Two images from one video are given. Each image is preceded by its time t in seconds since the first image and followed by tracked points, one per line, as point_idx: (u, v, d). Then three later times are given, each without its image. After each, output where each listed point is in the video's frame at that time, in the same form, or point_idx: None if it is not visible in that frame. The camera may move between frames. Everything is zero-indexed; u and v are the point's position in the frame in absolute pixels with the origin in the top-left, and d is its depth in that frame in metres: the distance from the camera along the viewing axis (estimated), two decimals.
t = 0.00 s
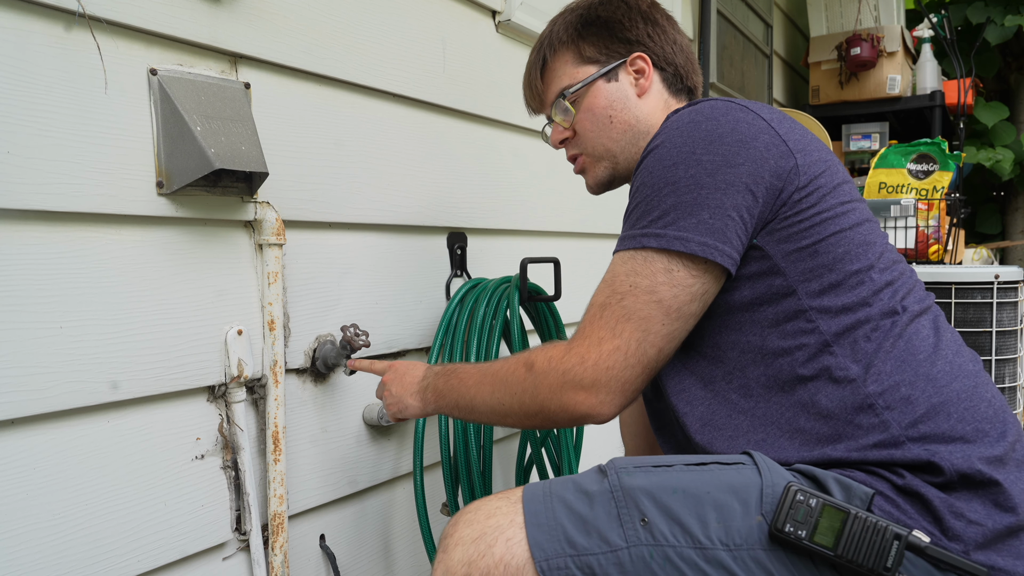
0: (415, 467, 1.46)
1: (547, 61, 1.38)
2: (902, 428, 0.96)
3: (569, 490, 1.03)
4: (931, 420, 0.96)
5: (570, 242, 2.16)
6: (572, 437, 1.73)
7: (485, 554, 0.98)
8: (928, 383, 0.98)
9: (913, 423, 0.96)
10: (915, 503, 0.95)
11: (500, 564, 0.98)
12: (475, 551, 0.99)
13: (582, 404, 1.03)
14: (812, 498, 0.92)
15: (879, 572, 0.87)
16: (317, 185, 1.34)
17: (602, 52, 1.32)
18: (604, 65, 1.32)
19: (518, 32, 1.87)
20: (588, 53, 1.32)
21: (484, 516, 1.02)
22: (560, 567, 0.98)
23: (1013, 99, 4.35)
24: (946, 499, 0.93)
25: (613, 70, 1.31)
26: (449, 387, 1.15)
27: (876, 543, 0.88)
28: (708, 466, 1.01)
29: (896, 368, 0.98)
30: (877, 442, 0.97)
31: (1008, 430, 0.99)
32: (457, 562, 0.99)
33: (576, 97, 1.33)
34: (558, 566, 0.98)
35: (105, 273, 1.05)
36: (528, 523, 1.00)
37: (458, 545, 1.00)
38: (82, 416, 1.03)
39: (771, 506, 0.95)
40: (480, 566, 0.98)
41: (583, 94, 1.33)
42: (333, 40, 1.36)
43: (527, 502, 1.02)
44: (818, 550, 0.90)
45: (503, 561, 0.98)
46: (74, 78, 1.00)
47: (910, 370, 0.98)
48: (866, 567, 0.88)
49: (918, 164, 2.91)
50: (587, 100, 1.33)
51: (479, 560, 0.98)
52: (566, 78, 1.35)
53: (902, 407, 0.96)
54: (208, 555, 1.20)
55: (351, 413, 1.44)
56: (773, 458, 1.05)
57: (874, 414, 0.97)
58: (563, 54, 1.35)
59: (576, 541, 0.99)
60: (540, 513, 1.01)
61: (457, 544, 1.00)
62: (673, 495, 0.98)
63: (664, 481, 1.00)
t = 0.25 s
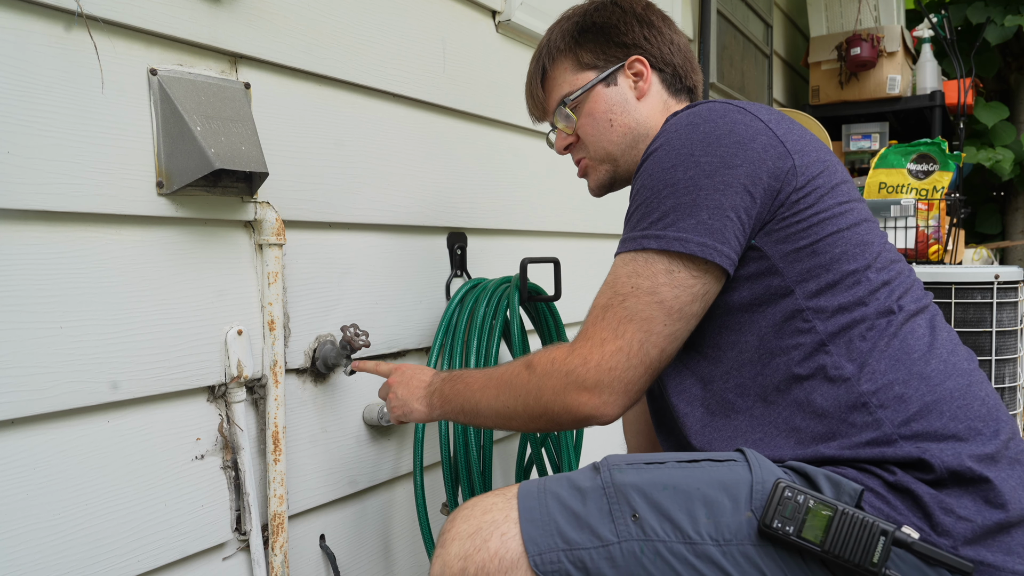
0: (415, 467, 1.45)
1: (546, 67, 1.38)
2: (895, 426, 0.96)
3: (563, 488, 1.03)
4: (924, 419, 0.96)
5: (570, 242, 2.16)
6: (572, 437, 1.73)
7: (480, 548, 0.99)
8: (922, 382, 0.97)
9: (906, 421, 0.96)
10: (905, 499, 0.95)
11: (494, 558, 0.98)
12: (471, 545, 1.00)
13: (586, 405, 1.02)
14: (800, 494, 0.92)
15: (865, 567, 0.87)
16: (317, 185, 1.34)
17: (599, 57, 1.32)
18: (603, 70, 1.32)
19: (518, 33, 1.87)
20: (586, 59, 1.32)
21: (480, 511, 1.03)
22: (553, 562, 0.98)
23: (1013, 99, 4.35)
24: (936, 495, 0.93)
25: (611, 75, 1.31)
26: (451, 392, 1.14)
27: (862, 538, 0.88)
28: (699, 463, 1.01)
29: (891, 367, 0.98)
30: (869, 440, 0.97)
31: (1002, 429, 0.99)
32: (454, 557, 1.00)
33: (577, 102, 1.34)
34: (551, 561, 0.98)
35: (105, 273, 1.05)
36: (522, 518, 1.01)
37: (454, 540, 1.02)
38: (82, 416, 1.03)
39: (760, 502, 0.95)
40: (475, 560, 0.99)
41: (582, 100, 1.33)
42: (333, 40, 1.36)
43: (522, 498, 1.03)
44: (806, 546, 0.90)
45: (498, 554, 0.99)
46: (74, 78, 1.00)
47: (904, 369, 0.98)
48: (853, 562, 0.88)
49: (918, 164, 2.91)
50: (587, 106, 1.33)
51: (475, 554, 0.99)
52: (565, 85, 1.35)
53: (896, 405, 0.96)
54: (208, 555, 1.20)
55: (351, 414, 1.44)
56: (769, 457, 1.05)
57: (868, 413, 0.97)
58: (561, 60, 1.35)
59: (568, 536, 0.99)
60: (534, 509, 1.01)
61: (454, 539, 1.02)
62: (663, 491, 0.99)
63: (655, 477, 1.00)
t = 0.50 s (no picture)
0: (415, 467, 1.45)
1: (562, 48, 1.34)
2: (897, 421, 0.96)
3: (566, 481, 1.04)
4: (927, 414, 0.96)
5: (570, 242, 2.16)
6: (571, 437, 1.74)
7: (485, 539, 1.00)
8: (925, 378, 0.98)
9: (908, 416, 0.96)
10: (904, 493, 0.95)
11: (499, 549, 0.99)
12: (476, 536, 1.00)
13: (595, 396, 1.02)
14: (800, 488, 0.92)
15: (865, 560, 0.88)
16: (317, 186, 1.34)
17: (622, 41, 1.30)
18: (622, 55, 1.30)
19: (518, 33, 1.87)
20: (608, 42, 1.31)
21: (485, 503, 1.04)
22: (558, 555, 0.98)
23: (1014, 99, 4.35)
24: (935, 489, 0.93)
25: (634, 59, 1.30)
26: (458, 384, 1.14)
27: (861, 532, 0.88)
28: (700, 457, 1.02)
29: (896, 362, 0.98)
30: (871, 433, 0.97)
31: (1004, 424, 0.99)
32: (459, 548, 1.01)
33: (596, 82, 1.30)
34: (555, 554, 0.98)
35: (105, 274, 1.04)
36: (525, 511, 1.01)
37: (460, 531, 1.02)
38: (82, 416, 1.03)
39: (760, 495, 0.96)
40: (481, 550, 0.99)
41: (603, 80, 1.30)
42: (333, 40, 1.36)
43: (526, 491, 1.03)
44: (806, 539, 0.91)
45: (503, 545, 0.99)
46: (74, 79, 1.00)
47: (908, 364, 0.98)
48: (853, 555, 0.88)
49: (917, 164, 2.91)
50: (607, 87, 1.30)
51: (480, 545, 1.00)
52: (583, 65, 1.32)
53: (899, 401, 0.97)
54: (208, 555, 1.20)
55: (351, 414, 1.44)
56: (772, 449, 1.06)
57: (871, 408, 0.97)
58: (581, 42, 1.32)
59: (572, 530, 0.99)
60: (537, 502, 1.01)
61: (460, 531, 1.02)
62: (666, 485, 0.99)
63: (657, 472, 1.01)
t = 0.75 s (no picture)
0: (415, 466, 1.45)
1: (581, 40, 1.28)
2: (935, 440, 0.93)
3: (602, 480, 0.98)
4: (965, 436, 0.93)
5: (570, 242, 2.16)
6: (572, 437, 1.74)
7: (518, 534, 0.95)
8: (965, 399, 0.94)
9: (946, 437, 0.93)
10: (940, 516, 0.92)
11: (533, 545, 0.94)
12: (508, 530, 0.96)
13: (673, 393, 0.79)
14: (839, 506, 0.88)
15: None
16: (317, 186, 1.34)
17: (640, 32, 1.24)
18: (642, 47, 1.23)
19: (518, 33, 1.87)
20: (626, 33, 1.24)
21: (519, 495, 0.99)
22: (593, 556, 0.93)
23: (1014, 99, 4.35)
24: (972, 515, 0.91)
25: (652, 51, 1.23)
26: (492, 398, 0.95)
27: (900, 556, 0.85)
28: (736, 465, 0.97)
29: (937, 378, 0.94)
30: (905, 449, 0.94)
31: None
32: (490, 540, 0.97)
33: (614, 76, 1.24)
34: (589, 555, 0.93)
35: (105, 274, 1.05)
36: (561, 508, 0.95)
37: (492, 523, 0.98)
38: (82, 416, 1.03)
39: (800, 508, 0.91)
40: (513, 545, 0.94)
41: (621, 74, 1.23)
42: (333, 40, 1.36)
43: (562, 487, 0.97)
44: (843, 558, 0.86)
45: (536, 542, 0.94)
46: (73, 79, 1.00)
47: (950, 383, 0.94)
48: None
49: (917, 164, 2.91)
50: (624, 80, 1.23)
51: (513, 539, 0.95)
52: (601, 58, 1.25)
53: (938, 420, 0.93)
54: (208, 555, 1.20)
55: (351, 414, 1.44)
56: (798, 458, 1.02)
57: (908, 425, 0.94)
58: (597, 33, 1.26)
59: (609, 532, 0.94)
60: (573, 500, 0.96)
61: (492, 522, 0.98)
62: (705, 491, 0.93)
63: (695, 477, 0.95)
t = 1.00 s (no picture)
0: (415, 466, 1.45)
1: None
2: (1009, 484, 0.93)
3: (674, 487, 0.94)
4: None
5: (570, 242, 2.17)
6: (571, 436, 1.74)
7: (588, 538, 0.90)
8: None
9: (1019, 483, 0.93)
10: (1005, 555, 0.92)
11: (603, 552, 0.90)
12: (576, 533, 0.91)
13: (755, 448, 0.84)
14: (923, 539, 0.85)
15: None
16: (317, 186, 1.34)
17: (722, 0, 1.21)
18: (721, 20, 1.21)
19: (518, 33, 1.87)
20: None
21: (587, 496, 0.93)
22: (666, 569, 0.91)
23: (1014, 99, 4.34)
24: None
25: (730, 27, 1.21)
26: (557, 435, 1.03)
27: None
28: (810, 487, 0.95)
29: (1011, 422, 0.95)
30: (974, 487, 0.94)
31: None
32: (554, 542, 0.92)
33: (693, 37, 1.19)
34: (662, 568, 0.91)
35: (104, 274, 1.04)
36: (634, 515, 0.91)
37: (555, 522, 0.93)
38: (81, 416, 1.03)
39: (878, 536, 0.89)
40: (581, 549, 0.90)
41: (703, 37, 1.19)
42: (333, 40, 1.36)
43: (633, 490, 0.93)
44: None
45: (607, 549, 0.90)
46: (74, 79, 1.00)
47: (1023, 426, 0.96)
48: None
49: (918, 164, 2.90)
50: (706, 44, 1.19)
51: (581, 543, 0.91)
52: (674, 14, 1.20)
53: (1014, 465, 0.93)
54: (208, 555, 1.20)
55: (351, 414, 1.44)
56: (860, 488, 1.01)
57: (982, 467, 0.94)
58: None
59: (684, 545, 0.91)
60: (646, 508, 0.92)
61: (555, 521, 0.93)
62: (788, 512, 0.91)
63: (777, 498, 0.92)
